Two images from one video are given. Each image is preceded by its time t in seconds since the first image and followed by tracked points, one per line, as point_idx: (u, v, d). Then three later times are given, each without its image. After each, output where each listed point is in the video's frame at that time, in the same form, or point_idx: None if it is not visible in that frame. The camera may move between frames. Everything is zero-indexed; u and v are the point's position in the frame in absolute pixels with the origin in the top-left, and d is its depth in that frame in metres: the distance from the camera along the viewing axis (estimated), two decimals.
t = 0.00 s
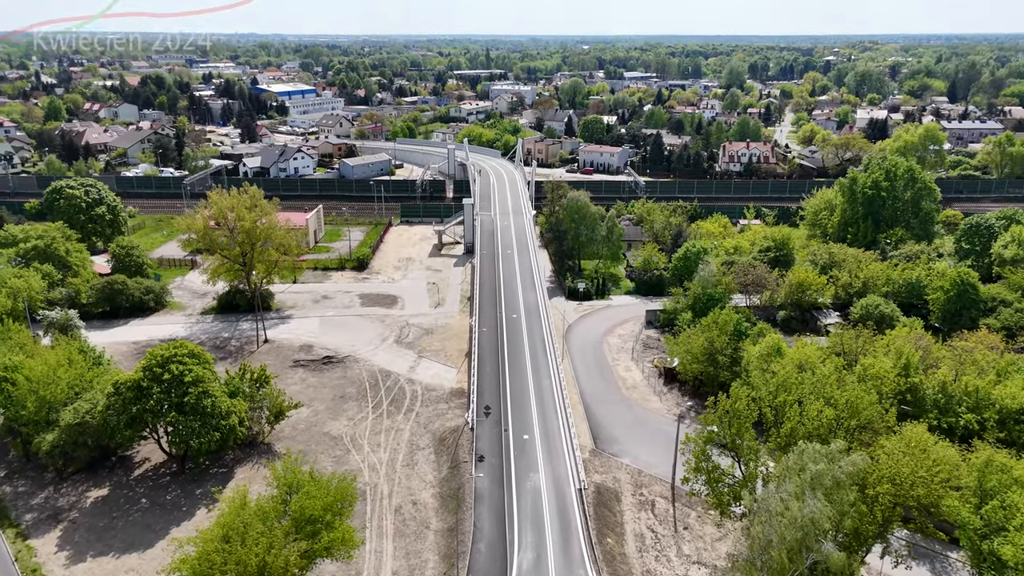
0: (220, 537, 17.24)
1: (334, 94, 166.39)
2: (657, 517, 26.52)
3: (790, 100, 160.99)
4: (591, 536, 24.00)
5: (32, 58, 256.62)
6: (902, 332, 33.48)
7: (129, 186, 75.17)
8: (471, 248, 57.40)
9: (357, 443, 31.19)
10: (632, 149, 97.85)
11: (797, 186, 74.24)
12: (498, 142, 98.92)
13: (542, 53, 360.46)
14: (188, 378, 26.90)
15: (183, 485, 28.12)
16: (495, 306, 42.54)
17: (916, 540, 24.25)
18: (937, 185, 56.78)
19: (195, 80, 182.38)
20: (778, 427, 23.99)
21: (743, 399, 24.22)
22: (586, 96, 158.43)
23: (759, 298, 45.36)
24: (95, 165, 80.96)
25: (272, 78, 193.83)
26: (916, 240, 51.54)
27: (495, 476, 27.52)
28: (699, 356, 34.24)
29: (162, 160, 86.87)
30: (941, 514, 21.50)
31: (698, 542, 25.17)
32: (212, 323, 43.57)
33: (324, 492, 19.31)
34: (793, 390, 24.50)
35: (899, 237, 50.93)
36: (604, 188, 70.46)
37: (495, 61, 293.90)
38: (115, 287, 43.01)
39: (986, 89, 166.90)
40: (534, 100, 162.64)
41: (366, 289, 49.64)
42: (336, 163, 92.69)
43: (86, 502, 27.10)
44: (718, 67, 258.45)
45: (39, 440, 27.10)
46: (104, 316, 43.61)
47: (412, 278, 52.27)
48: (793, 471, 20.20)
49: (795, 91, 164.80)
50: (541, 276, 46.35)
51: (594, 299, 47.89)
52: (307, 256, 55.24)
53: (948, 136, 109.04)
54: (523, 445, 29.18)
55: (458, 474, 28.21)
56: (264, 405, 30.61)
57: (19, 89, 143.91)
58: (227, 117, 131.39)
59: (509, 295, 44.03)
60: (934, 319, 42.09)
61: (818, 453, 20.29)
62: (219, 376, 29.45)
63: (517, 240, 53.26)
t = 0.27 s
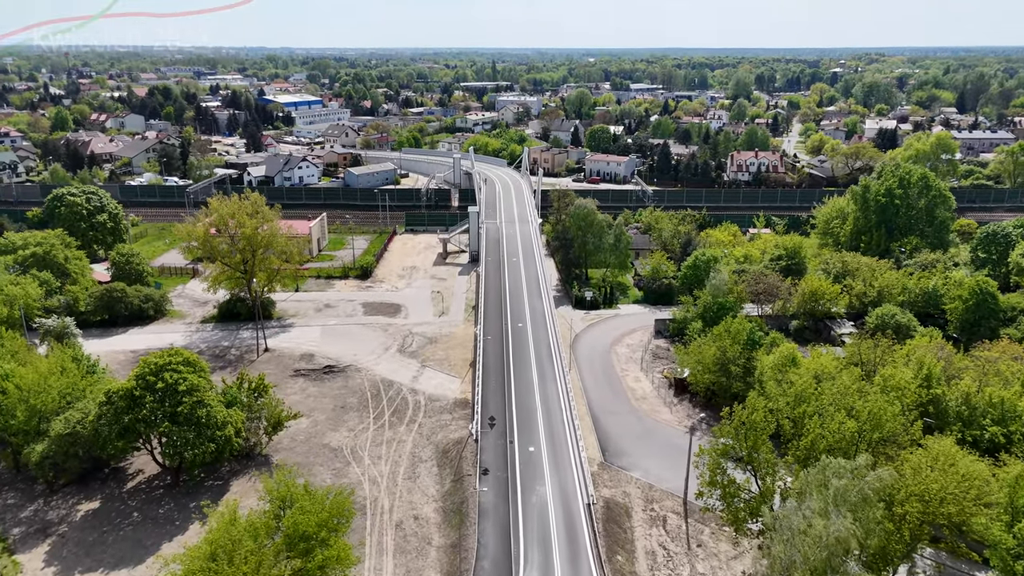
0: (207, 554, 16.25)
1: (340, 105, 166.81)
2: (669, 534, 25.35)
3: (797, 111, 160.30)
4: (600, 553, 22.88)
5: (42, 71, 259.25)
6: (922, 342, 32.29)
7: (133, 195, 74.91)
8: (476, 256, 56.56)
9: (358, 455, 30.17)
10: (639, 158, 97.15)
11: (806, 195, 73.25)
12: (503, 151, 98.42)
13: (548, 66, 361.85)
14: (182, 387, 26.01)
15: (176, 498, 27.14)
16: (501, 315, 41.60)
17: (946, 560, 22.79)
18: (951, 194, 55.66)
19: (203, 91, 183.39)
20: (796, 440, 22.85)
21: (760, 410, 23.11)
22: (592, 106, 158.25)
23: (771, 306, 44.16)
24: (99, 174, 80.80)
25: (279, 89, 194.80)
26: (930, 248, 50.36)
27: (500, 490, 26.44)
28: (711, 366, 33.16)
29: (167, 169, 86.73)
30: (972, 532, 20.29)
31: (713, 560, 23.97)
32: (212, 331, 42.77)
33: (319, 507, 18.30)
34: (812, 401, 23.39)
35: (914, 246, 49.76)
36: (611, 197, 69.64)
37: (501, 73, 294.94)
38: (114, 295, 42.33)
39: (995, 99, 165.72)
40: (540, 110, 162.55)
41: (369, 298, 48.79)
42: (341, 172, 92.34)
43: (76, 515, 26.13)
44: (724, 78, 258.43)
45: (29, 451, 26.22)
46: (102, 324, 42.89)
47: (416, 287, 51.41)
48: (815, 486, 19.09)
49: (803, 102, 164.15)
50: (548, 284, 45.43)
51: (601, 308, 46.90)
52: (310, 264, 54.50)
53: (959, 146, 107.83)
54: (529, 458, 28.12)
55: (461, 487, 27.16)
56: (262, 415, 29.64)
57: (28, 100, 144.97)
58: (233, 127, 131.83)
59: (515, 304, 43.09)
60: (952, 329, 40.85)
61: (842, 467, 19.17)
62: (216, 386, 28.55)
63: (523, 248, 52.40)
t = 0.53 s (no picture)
0: None
1: (345, 117, 167.15)
2: (682, 552, 24.12)
3: (804, 122, 159.64)
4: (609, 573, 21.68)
5: (51, 84, 261.09)
6: (943, 352, 31.05)
7: (135, 204, 74.54)
8: (481, 265, 55.65)
9: (357, 468, 29.08)
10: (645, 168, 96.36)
11: (816, 204, 72.21)
12: (508, 161, 97.83)
13: (553, 78, 362.88)
14: (174, 397, 25.05)
15: (168, 512, 26.09)
16: (506, 324, 40.60)
17: None
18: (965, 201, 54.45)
19: (209, 103, 184.14)
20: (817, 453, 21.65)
21: (778, 421, 21.92)
22: (597, 117, 157.98)
23: (783, 316, 43.06)
24: (102, 183, 80.54)
25: (285, 101, 195.63)
26: (945, 257, 49.15)
27: (505, 505, 25.30)
28: (722, 377, 32.01)
29: (170, 179, 86.49)
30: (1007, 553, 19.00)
31: None
32: (210, 341, 41.90)
33: (312, 524, 17.24)
34: (832, 412, 22.20)
35: (929, 254, 48.54)
36: (618, 205, 68.74)
37: (506, 85, 295.65)
38: (111, 303, 41.57)
39: (1003, 110, 164.66)
40: (545, 121, 162.42)
41: (371, 307, 47.88)
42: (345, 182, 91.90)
43: (64, 530, 25.10)
44: (730, 90, 258.22)
45: (16, 463, 25.27)
46: (99, 333, 42.10)
47: (419, 296, 50.48)
48: (840, 503, 17.90)
49: (809, 113, 163.53)
50: (553, 292, 44.45)
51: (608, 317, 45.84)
52: (312, 273, 53.68)
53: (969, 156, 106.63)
54: (535, 472, 26.97)
55: (464, 502, 26.03)
56: (258, 426, 28.61)
57: (35, 111, 145.87)
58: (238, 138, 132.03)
59: (521, 313, 42.09)
60: (970, 339, 39.62)
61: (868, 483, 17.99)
62: (210, 396, 27.57)
63: (529, 256, 51.45)
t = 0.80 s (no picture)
0: None
1: (349, 126, 167.21)
2: (695, 569, 22.87)
3: (809, 130, 158.91)
4: None
5: (56, 94, 262.08)
6: (964, 360, 29.82)
7: (136, 211, 73.96)
8: (484, 271, 54.68)
9: (355, 480, 27.96)
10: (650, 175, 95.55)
11: (824, 211, 71.18)
12: (512, 168, 97.13)
13: (557, 88, 363.45)
14: (163, 405, 24.05)
15: (157, 525, 24.99)
16: (510, 331, 39.55)
17: None
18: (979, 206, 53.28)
19: (213, 112, 184.42)
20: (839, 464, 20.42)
21: (797, 430, 20.71)
22: (602, 126, 157.59)
23: (794, 323, 41.84)
24: (103, 191, 80.06)
25: (289, 110, 196.09)
26: (960, 263, 47.98)
27: (509, 519, 24.15)
28: (734, 386, 30.82)
29: (171, 186, 86.09)
30: None
31: None
32: (207, 348, 40.94)
33: (302, 539, 16.17)
34: (854, 421, 20.99)
35: (943, 261, 47.34)
36: (623, 212, 67.78)
37: (510, 95, 296.04)
38: (106, 309, 40.70)
39: (1010, 118, 163.69)
40: (549, 130, 162.06)
41: (372, 314, 46.90)
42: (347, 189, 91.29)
43: (48, 544, 24.01)
44: (734, 99, 257.89)
45: None
46: (94, 340, 41.22)
47: (421, 303, 49.49)
48: (868, 519, 16.70)
49: (814, 122, 162.85)
50: (558, 299, 43.42)
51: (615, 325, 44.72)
52: (312, 280, 52.82)
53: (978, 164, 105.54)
54: (540, 483, 25.82)
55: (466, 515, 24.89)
56: (253, 435, 27.53)
57: (40, 121, 146.36)
58: (241, 146, 131.93)
59: (525, 319, 41.03)
60: (988, 347, 38.38)
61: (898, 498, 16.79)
62: (203, 404, 26.56)
63: (533, 263, 50.46)
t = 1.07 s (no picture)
0: None
1: (351, 133, 166.90)
2: None
3: (813, 137, 158.13)
4: None
5: (59, 103, 262.48)
6: (986, 365, 28.62)
7: (135, 217, 73.17)
8: (486, 276, 53.64)
9: (351, 490, 26.81)
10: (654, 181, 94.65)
11: (831, 216, 70.17)
12: (515, 174, 96.31)
13: (559, 96, 363.79)
14: (149, 411, 22.98)
15: (143, 537, 23.83)
16: (512, 336, 38.48)
17: None
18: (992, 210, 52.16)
19: (215, 120, 184.32)
20: (863, 473, 19.19)
21: (819, 438, 19.46)
22: (604, 133, 157.13)
23: (805, 329, 40.68)
24: (101, 196, 79.37)
25: (291, 117, 196.14)
26: (973, 267, 46.85)
27: (511, 531, 22.99)
28: (745, 392, 29.62)
29: (170, 191, 85.44)
30: None
31: None
32: (201, 353, 39.89)
33: (289, 555, 15.07)
34: (878, 428, 19.75)
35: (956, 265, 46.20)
36: (627, 217, 66.79)
37: (513, 103, 296.31)
38: (98, 314, 39.72)
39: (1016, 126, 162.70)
40: (551, 137, 161.56)
41: (371, 319, 45.83)
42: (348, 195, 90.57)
43: (28, 557, 22.85)
44: (737, 107, 257.69)
45: None
46: (86, 345, 40.21)
47: (422, 308, 48.42)
48: (900, 536, 15.49)
49: (818, 129, 162.17)
50: (562, 303, 42.35)
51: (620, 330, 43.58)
52: (311, 285, 51.84)
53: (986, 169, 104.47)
54: (544, 494, 24.67)
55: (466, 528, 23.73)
56: (245, 442, 26.41)
57: (41, 128, 146.36)
58: (242, 153, 131.50)
59: (528, 325, 39.96)
60: (1006, 353, 37.18)
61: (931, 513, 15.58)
62: (192, 411, 25.48)
63: (536, 267, 49.47)
